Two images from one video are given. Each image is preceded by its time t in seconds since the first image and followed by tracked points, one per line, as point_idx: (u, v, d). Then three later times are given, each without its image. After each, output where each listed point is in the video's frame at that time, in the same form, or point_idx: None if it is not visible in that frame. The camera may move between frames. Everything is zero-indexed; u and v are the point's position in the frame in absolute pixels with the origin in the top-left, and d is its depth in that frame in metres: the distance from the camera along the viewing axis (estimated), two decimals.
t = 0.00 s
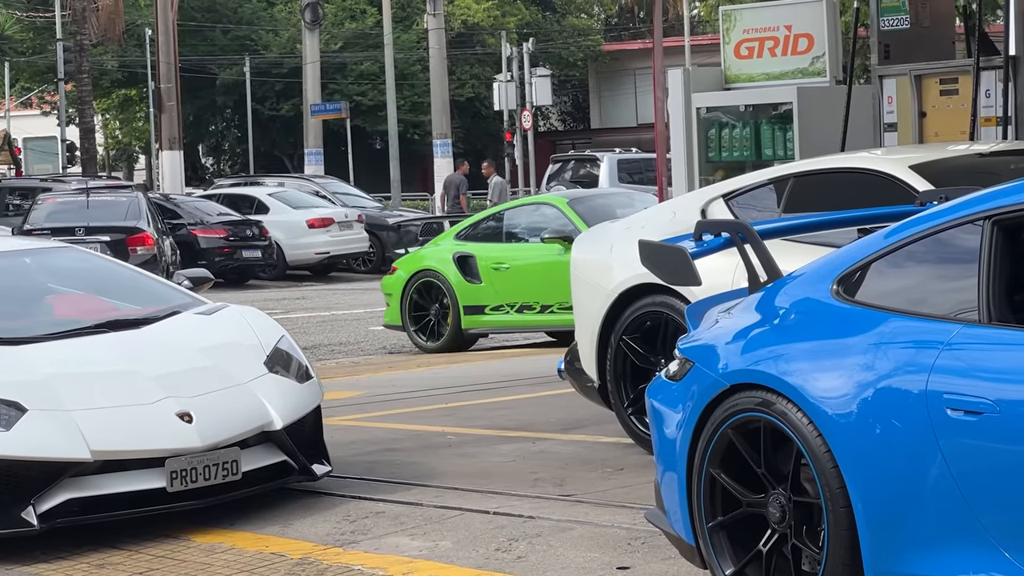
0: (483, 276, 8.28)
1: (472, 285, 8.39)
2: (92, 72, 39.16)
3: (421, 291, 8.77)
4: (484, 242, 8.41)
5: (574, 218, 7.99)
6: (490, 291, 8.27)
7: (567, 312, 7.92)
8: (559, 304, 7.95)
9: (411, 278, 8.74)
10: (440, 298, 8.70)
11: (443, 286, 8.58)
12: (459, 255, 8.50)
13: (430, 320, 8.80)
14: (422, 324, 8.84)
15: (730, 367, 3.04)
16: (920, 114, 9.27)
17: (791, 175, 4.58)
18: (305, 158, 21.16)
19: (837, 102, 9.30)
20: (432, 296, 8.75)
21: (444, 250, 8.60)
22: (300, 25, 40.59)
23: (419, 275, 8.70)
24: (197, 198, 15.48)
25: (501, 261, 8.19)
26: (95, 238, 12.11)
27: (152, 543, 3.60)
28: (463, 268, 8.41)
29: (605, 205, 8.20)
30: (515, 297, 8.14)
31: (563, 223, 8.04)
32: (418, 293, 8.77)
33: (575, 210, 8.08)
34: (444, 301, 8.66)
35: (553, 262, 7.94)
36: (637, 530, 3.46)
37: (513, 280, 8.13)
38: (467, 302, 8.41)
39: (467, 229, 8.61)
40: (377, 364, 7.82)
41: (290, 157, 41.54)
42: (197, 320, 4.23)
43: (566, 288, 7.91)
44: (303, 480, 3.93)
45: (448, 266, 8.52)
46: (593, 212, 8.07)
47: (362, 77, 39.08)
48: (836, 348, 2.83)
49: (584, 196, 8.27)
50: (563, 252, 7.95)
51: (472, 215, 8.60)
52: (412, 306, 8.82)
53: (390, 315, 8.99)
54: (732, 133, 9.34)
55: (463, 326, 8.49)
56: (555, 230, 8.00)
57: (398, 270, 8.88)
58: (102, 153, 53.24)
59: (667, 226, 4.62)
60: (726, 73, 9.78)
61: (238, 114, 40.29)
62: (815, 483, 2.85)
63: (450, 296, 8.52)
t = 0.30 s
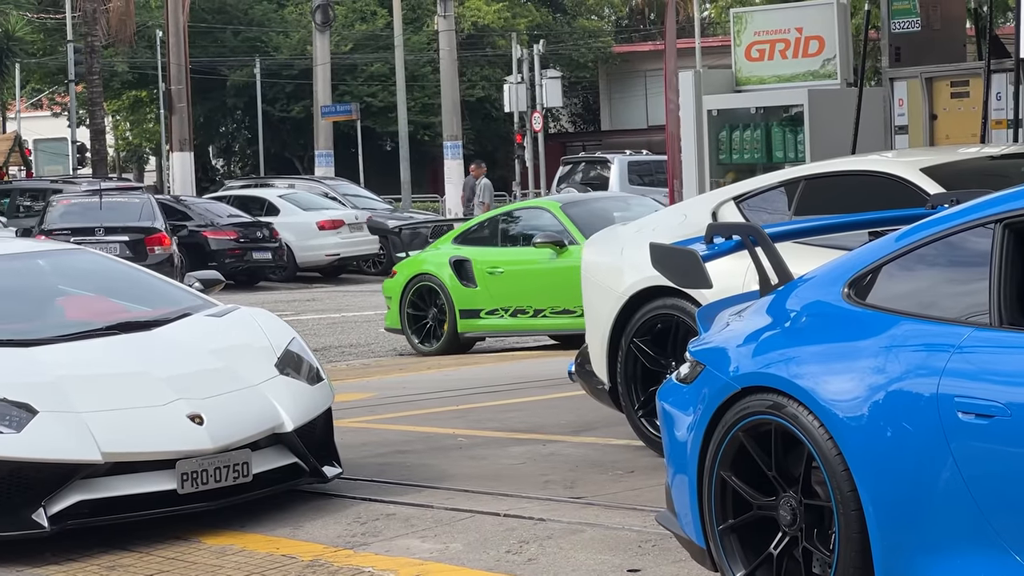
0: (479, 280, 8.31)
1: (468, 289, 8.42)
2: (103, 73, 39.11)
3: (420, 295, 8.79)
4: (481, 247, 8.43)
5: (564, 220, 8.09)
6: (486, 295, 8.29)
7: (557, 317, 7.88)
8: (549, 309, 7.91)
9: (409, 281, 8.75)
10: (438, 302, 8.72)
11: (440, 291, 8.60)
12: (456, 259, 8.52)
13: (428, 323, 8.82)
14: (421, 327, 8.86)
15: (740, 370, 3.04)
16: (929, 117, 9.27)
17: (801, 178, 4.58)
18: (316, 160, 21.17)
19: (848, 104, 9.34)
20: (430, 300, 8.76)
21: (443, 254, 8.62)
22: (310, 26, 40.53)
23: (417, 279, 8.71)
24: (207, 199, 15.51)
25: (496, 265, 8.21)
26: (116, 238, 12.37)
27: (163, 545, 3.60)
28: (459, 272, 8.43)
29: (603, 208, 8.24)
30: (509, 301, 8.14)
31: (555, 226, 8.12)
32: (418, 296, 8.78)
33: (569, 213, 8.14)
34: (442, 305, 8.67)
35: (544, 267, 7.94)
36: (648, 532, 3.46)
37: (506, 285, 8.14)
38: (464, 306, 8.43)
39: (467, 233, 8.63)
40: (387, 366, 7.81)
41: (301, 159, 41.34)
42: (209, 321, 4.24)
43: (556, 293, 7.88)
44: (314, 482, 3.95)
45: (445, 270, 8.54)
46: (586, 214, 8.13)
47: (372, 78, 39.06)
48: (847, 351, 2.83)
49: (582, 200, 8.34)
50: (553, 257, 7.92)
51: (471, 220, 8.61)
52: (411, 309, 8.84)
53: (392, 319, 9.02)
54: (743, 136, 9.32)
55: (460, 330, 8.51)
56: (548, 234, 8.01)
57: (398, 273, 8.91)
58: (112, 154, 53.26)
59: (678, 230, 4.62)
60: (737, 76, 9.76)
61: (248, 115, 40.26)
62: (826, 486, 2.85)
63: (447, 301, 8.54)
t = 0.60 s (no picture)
0: (467, 283, 8.34)
1: (457, 293, 8.43)
2: (106, 75, 39.10)
3: (411, 299, 8.79)
4: (470, 251, 8.44)
5: (549, 222, 8.13)
6: (474, 299, 8.31)
7: (543, 320, 7.98)
8: (535, 313, 8.00)
9: (400, 285, 8.76)
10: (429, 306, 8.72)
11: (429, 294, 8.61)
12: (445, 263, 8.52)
13: (419, 327, 8.81)
14: (412, 331, 8.85)
15: (745, 372, 3.04)
16: (933, 117, 9.27)
17: (806, 179, 4.58)
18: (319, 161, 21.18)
19: (852, 105, 9.33)
20: (421, 304, 8.76)
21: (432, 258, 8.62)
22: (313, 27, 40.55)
23: (407, 283, 8.72)
24: (211, 200, 15.54)
25: (483, 268, 8.26)
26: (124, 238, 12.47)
27: (167, 546, 3.60)
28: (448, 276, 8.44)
29: (596, 213, 8.25)
30: (496, 304, 8.21)
31: (540, 228, 8.17)
32: (409, 299, 8.78)
33: (553, 216, 8.20)
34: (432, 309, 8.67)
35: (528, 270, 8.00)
36: (653, 534, 3.46)
37: (493, 287, 8.20)
38: (453, 309, 8.44)
39: (456, 237, 8.63)
40: (390, 368, 7.82)
41: (304, 160, 41.29)
42: (214, 322, 4.24)
43: (541, 297, 7.95)
44: (318, 483, 3.95)
45: (434, 273, 8.54)
46: (574, 217, 8.18)
47: (375, 79, 39.07)
48: (853, 353, 2.83)
49: (570, 202, 8.38)
50: (538, 260, 7.97)
51: (460, 224, 8.62)
52: (402, 313, 8.84)
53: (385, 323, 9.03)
54: (747, 137, 9.32)
55: (449, 333, 8.51)
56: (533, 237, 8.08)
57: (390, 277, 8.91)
58: (116, 156, 53.27)
59: (682, 231, 4.62)
60: (742, 77, 9.76)
61: (251, 116, 40.27)
62: (832, 487, 2.85)
63: (436, 304, 8.54)
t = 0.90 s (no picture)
0: (455, 285, 8.34)
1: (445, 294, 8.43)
2: (105, 75, 39.01)
3: (401, 301, 8.77)
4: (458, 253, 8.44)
5: (537, 224, 8.16)
6: (462, 301, 8.32)
7: (529, 321, 8.00)
8: (522, 314, 8.02)
9: (390, 287, 8.75)
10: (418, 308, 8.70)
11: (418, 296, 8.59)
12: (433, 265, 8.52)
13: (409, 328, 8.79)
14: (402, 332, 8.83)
15: (745, 371, 3.04)
16: (932, 118, 9.27)
17: (805, 179, 4.59)
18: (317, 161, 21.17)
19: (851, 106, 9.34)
20: (410, 305, 8.74)
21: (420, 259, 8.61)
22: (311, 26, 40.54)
23: (396, 285, 8.71)
24: (209, 201, 15.56)
25: (471, 270, 8.26)
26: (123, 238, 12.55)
27: (166, 544, 3.59)
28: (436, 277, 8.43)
29: (586, 216, 8.29)
30: (484, 306, 8.22)
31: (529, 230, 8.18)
32: (399, 301, 8.76)
33: (540, 218, 8.24)
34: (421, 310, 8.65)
35: (514, 270, 8.03)
36: (652, 533, 3.47)
37: (482, 289, 8.20)
38: (441, 311, 8.43)
39: (446, 238, 8.61)
40: (388, 368, 7.82)
41: (301, 160, 41.29)
42: (212, 322, 4.24)
43: (528, 298, 7.98)
44: (317, 482, 3.95)
45: (423, 275, 8.53)
46: (560, 218, 8.24)
47: (372, 79, 39.05)
48: (853, 352, 2.83)
49: (558, 204, 8.43)
50: (524, 261, 8.00)
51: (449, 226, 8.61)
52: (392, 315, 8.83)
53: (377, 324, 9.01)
54: (746, 137, 9.34)
55: (437, 335, 8.50)
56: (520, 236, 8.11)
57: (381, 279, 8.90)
58: (113, 156, 53.22)
59: (680, 231, 4.63)
60: (741, 77, 9.78)
61: (249, 116, 40.23)
62: (831, 486, 2.85)
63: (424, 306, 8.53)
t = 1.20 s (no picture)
0: (446, 282, 8.34)
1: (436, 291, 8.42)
2: (95, 72, 38.93)
3: (392, 297, 8.76)
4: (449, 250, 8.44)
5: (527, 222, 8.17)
6: (453, 297, 8.31)
7: (520, 319, 8.01)
8: (512, 311, 8.03)
9: (381, 284, 8.73)
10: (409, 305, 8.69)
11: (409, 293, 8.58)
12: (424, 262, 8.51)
13: (400, 325, 8.78)
14: (393, 329, 8.82)
15: (737, 367, 3.05)
16: (923, 115, 9.32)
17: (796, 175, 4.61)
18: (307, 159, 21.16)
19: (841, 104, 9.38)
20: (401, 302, 8.73)
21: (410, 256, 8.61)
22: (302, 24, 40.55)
23: (387, 282, 8.69)
24: (199, 198, 15.53)
25: (461, 267, 8.26)
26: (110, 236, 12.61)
27: (159, 541, 3.59)
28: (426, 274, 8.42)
29: (575, 213, 8.32)
30: (474, 303, 8.22)
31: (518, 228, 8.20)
32: (390, 298, 8.75)
33: (531, 215, 8.26)
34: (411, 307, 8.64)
35: (504, 269, 8.04)
36: (644, 529, 3.47)
37: (473, 285, 8.20)
38: (431, 308, 8.43)
39: (437, 235, 8.60)
40: (379, 365, 7.82)
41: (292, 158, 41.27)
42: (205, 318, 4.23)
43: (518, 295, 7.98)
44: (309, 479, 3.94)
45: (414, 272, 8.52)
46: (551, 216, 8.26)
47: (363, 77, 39.06)
48: (845, 349, 2.84)
49: (549, 202, 8.45)
50: (515, 258, 8.00)
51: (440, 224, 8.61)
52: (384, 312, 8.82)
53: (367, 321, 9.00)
54: (737, 135, 9.37)
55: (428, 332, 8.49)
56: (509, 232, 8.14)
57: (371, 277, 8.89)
58: (103, 155, 53.13)
59: (672, 228, 4.64)
60: (731, 75, 9.83)
61: (240, 113, 40.21)
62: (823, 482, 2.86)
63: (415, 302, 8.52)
